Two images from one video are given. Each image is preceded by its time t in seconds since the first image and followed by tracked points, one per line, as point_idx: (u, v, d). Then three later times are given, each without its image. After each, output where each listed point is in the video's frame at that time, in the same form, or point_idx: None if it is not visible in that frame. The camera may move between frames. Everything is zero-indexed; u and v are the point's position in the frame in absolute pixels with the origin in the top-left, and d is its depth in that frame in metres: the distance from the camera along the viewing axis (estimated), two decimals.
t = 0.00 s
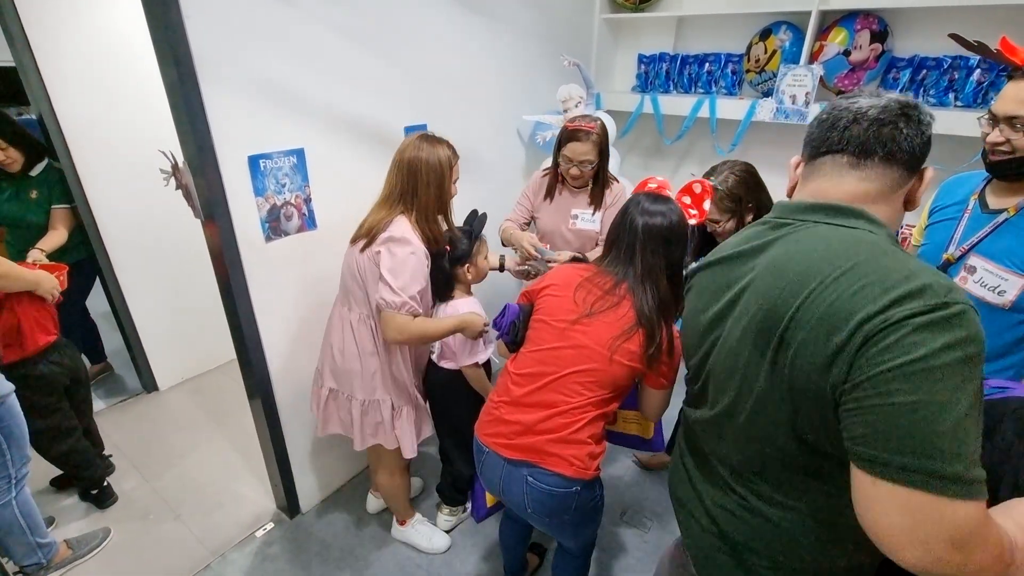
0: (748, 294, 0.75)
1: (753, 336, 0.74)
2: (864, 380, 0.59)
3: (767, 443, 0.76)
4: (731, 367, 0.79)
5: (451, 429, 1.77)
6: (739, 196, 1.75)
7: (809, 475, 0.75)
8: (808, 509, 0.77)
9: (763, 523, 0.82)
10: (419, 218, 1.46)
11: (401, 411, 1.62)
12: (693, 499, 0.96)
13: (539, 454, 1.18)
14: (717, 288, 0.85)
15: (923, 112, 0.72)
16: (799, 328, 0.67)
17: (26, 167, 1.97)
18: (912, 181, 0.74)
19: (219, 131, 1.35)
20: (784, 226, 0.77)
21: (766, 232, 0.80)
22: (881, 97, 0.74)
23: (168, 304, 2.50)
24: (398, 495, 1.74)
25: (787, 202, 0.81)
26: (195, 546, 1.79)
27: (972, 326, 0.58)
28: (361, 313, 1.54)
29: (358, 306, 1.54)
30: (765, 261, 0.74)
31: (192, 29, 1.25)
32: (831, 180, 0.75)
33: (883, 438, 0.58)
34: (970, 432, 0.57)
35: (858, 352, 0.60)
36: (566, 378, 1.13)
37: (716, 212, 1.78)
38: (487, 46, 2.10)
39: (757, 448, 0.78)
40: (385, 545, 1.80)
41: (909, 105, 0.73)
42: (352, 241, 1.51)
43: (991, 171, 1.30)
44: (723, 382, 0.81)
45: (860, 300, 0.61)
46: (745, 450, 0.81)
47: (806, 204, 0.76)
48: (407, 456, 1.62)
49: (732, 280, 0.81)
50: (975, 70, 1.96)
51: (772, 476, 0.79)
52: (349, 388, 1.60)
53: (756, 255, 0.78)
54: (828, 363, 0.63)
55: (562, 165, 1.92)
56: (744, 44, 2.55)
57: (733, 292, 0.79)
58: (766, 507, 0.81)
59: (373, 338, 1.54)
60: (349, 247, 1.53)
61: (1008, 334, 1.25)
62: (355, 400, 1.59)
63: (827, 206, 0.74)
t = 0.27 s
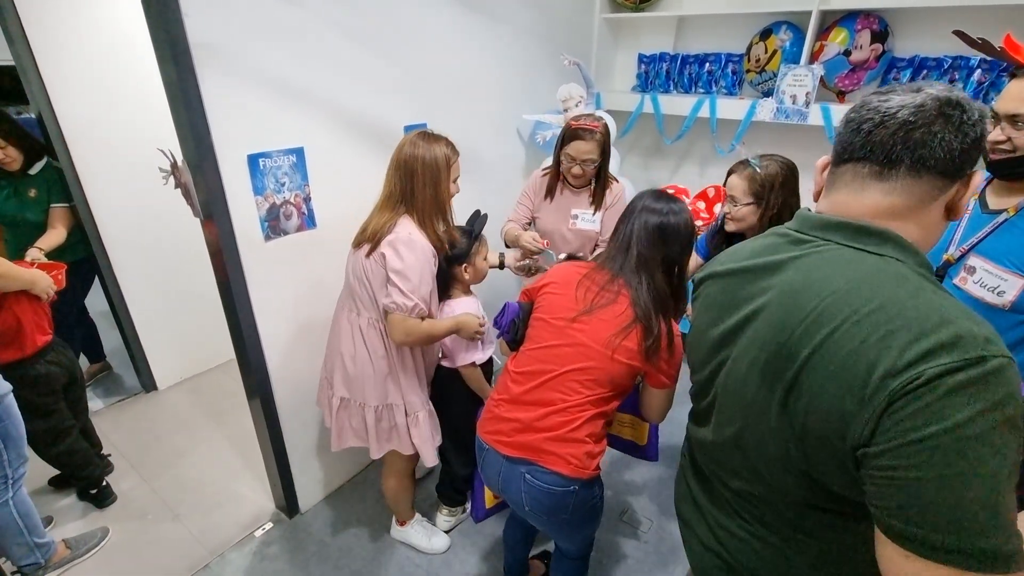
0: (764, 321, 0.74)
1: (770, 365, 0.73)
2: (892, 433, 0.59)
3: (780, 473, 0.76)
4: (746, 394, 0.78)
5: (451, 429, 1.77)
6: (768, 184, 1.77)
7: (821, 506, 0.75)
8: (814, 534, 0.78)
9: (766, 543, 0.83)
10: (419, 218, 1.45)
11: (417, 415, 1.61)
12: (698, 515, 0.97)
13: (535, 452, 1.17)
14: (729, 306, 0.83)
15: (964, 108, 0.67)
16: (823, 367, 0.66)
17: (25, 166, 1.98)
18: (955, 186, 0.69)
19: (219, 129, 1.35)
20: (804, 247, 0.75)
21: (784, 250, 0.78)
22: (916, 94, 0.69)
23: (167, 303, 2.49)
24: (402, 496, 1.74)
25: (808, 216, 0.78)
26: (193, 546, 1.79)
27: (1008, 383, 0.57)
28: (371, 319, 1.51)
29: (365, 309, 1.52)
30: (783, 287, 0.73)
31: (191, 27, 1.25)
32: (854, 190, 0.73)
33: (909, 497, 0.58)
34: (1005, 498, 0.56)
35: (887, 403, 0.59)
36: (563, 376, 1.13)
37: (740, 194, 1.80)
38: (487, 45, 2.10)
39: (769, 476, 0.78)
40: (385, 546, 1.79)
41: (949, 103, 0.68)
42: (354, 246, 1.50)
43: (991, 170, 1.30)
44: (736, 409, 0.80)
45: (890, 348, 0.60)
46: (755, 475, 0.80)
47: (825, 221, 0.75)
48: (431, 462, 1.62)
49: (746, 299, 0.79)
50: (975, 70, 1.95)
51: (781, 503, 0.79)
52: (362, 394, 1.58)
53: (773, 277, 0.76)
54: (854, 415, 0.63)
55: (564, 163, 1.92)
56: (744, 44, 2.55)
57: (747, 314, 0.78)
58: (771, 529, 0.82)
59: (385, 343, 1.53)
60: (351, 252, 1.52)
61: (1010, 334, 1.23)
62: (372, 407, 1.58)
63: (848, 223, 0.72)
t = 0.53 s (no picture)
0: (762, 318, 0.75)
1: (768, 362, 0.74)
2: (887, 427, 0.60)
3: (781, 470, 0.77)
4: (745, 390, 0.79)
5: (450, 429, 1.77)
6: (769, 196, 1.83)
7: (823, 506, 0.75)
8: (817, 536, 0.78)
9: (768, 544, 0.83)
10: (416, 212, 1.44)
11: (420, 412, 1.58)
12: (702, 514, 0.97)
13: (522, 442, 1.17)
14: (731, 305, 0.84)
15: (956, 105, 0.66)
16: (819, 364, 0.67)
17: (23, 165, 1.97)
18: (953, 181, 0.67)
19: (217, 128, 1.35)
20: (802, 245, 0.76)
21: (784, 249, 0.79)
22: (905, 93, 0.69)
23: (165, 302, 2.48)
24: (400, 495, 1.73)
25: (808, 215, 0.79)
26: (191, 546, 1.78)
27: (999, 377, 0.57)
28: (366, 310, 1.51)
29: (363, 305, 1.52)
30: (781, 284, 0.74)
31: (190, 27, 1.25)
32: (846, 190, 0.74)
33: (904, 490, 0.59)
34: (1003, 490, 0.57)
35: (879, 397, 0.61)
36: (552, 369, 1.13)
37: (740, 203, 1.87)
38: (487, 45, 2.10)
39: (771, 474, 0.79)
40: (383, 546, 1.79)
41: (940, 98, 0.67)
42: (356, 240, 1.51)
43: (992, 169, 1.30)
44: (736, 406, 0.81)
45: (884, 344, 0.61)
46: (757, 472, 0.81)
47: (822, 219, 0.76)
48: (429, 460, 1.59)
49: (746, 297, 0.81)
50: (974, 71, 1.96)
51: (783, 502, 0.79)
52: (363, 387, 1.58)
53: (771, 276, 0.77)
54: (850, 412, 0.64)
55: (566, 164, 1.91)
56: (743, 45, 2.55)
57: (747, 311, 0.79)
58: (774, 529, 0.82)
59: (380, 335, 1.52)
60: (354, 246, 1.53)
61: (1008, 334, 1.24)
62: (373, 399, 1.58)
63: (844, 223, 0.72)
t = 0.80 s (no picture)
0: (765, 293, 0.78)
1: (769, 334, 0.77)
2: (871, 383, 0.62)
3: (785, 441, 0.79)
4: (748, 364, 0.81)
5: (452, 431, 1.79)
6: (804, 160, 1.64)
7: (826, 476, 0.76)
8: (824, 509, 0.78)
9: (782, 521, 0.83)
10: (412, 207, 1.46)
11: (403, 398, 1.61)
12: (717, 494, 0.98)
13: (508, 430, 1.18)
14: (740, 287, 0.87)
15: (932, 101, 0.67)
16: (812, 330, 0.70)
17: (23, 167, 1.98)
18: (934, 170, 0.69)
19: (218, 130, 1.35)
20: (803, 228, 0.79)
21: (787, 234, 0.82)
22: (884, 91, 0.70)
23: (165, 304, 2.49)
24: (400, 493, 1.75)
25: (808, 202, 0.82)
26: (190, 547, 1.78)
27: (980, 330, 0.59)
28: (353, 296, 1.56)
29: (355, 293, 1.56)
30: (782, 262, 0.77)
31: (190, 28, 1.25)
32: (835, 184, 0.76)
33: (894, 441, 0.61)
34: (991, 438, 0.58)
35: (865, 354, 0.63)
36: (538, 363, 1.14)
37: (772, 168, 1.67)
38: (487, 47, 2.10)
39: (778, 446, 0.80)
40: (383, 547, 1.79)
41: (913, 95, 0.68)
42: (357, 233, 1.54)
43: (994, 169, 1.29)
44: (742, 381, 0.84)
45: (869, 305, 0.64)
46: (765, 445, 0.83)
47: (819, 207, 0.78)
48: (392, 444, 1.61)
49: (751, 278, 0.84)
50: (972, 73, 1.97)
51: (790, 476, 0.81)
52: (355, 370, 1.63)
53: (774, 256, 0.80)
54: (840, 373, 0.67)
55: (567, 167, 1.91)
56: (743, 47, 2.55)
57: (753, 290, 0.82)
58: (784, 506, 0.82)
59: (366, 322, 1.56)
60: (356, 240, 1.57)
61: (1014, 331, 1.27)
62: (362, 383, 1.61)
63: (839, 210, 0.74)
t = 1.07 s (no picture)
0: (778, 285, 0.79)
1: (778, 324, 0.77)
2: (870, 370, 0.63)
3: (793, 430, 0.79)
4: (757, 354, 0.82)
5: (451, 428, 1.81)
6: (821, 155, 1.65)
7: (832, 468, 0.76)
8: (830, 502, 0.78)
9: (789, 511, 0.83)
10: (408, 203, 1.47)
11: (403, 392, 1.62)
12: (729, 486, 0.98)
13: (497, 428, 1.20)
14: (757, 280, 0.88)
15: (950, 100, 0.68)
16: (817, 320, 0.70)
17: (23, 168, 1.98)
18: (944, 172, 0.69)
19: (219, 133, 1.36)
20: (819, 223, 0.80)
21: (803, 230, 0.82)
22: (906, 91, 0.71)
23: (164, 305, 2.49)
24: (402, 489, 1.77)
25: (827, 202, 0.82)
26: (189, 549, 1.78)
27: (978, 320, 0.60)
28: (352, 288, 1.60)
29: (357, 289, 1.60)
30: (796, 255, 0.77)
31: (191, 31, 1.26)
32: (852, 180, 0.78)
33: (891, 427, 0.62)
34: (989, 424, 0.59)
35: (863, 345, 0.64)
36: (529, 363, 1.15)
37: (793, 161, 1.70)
38: (486, 50, 2.11)
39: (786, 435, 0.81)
40: (383, 549, 1.79)
41: (930, 95, 0.69)
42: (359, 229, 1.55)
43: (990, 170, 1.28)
44: (753, 371, 0.85)
45: (871, 295, 0.65)
46: (774, 435, 0.83)
47: (842, 203, 0.78)
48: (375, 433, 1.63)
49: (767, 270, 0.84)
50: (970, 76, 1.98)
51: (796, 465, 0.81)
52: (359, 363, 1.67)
53: (790, 249, 0.80)
54: (841, 363, 0.67)
55: (566, 169, 1.92)
56: (741, 50, 2.56)
57: (769, 282, 0.82)
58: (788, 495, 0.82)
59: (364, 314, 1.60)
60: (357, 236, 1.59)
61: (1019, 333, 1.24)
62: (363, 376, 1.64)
63: (853, 205, 0.75)
